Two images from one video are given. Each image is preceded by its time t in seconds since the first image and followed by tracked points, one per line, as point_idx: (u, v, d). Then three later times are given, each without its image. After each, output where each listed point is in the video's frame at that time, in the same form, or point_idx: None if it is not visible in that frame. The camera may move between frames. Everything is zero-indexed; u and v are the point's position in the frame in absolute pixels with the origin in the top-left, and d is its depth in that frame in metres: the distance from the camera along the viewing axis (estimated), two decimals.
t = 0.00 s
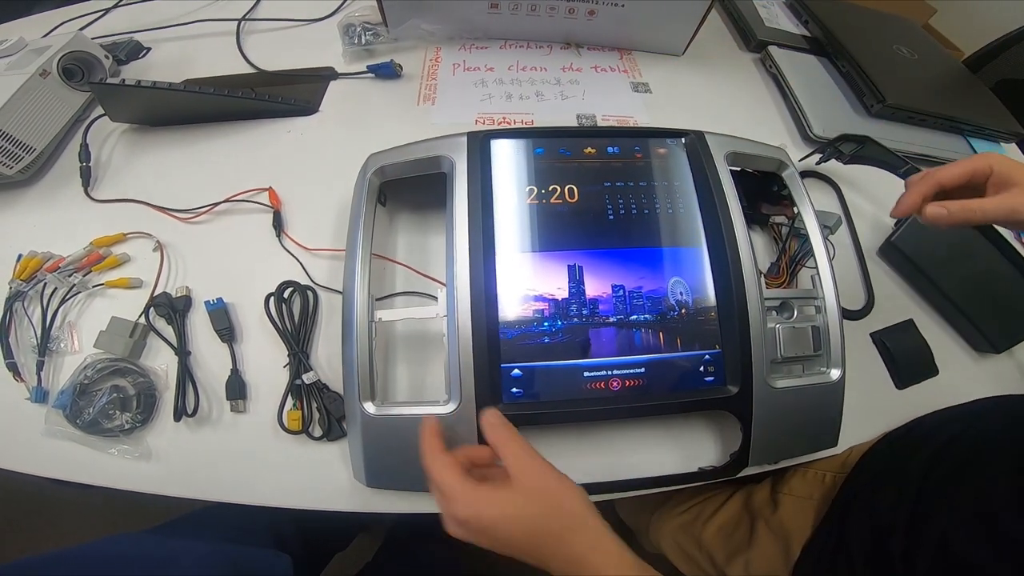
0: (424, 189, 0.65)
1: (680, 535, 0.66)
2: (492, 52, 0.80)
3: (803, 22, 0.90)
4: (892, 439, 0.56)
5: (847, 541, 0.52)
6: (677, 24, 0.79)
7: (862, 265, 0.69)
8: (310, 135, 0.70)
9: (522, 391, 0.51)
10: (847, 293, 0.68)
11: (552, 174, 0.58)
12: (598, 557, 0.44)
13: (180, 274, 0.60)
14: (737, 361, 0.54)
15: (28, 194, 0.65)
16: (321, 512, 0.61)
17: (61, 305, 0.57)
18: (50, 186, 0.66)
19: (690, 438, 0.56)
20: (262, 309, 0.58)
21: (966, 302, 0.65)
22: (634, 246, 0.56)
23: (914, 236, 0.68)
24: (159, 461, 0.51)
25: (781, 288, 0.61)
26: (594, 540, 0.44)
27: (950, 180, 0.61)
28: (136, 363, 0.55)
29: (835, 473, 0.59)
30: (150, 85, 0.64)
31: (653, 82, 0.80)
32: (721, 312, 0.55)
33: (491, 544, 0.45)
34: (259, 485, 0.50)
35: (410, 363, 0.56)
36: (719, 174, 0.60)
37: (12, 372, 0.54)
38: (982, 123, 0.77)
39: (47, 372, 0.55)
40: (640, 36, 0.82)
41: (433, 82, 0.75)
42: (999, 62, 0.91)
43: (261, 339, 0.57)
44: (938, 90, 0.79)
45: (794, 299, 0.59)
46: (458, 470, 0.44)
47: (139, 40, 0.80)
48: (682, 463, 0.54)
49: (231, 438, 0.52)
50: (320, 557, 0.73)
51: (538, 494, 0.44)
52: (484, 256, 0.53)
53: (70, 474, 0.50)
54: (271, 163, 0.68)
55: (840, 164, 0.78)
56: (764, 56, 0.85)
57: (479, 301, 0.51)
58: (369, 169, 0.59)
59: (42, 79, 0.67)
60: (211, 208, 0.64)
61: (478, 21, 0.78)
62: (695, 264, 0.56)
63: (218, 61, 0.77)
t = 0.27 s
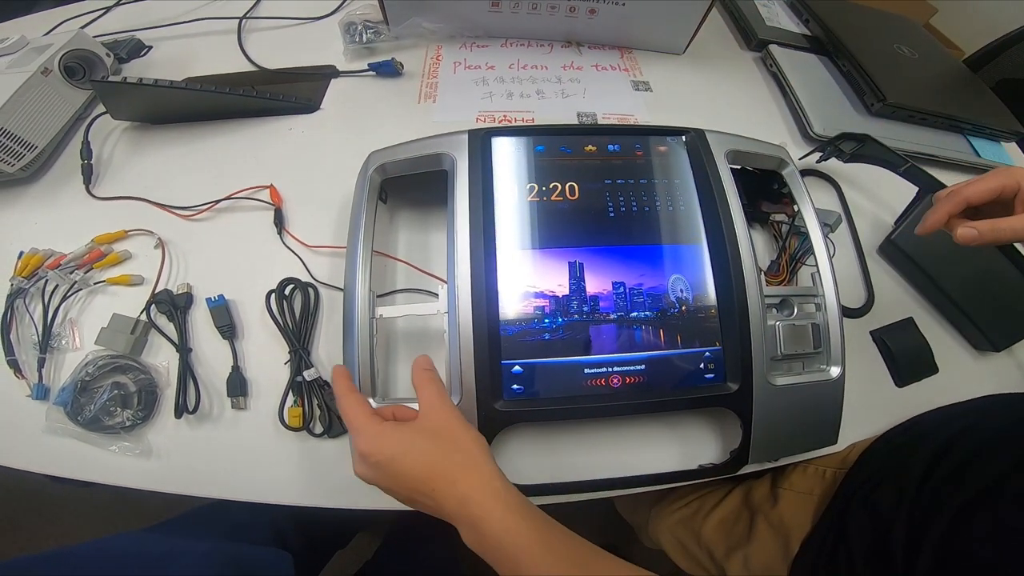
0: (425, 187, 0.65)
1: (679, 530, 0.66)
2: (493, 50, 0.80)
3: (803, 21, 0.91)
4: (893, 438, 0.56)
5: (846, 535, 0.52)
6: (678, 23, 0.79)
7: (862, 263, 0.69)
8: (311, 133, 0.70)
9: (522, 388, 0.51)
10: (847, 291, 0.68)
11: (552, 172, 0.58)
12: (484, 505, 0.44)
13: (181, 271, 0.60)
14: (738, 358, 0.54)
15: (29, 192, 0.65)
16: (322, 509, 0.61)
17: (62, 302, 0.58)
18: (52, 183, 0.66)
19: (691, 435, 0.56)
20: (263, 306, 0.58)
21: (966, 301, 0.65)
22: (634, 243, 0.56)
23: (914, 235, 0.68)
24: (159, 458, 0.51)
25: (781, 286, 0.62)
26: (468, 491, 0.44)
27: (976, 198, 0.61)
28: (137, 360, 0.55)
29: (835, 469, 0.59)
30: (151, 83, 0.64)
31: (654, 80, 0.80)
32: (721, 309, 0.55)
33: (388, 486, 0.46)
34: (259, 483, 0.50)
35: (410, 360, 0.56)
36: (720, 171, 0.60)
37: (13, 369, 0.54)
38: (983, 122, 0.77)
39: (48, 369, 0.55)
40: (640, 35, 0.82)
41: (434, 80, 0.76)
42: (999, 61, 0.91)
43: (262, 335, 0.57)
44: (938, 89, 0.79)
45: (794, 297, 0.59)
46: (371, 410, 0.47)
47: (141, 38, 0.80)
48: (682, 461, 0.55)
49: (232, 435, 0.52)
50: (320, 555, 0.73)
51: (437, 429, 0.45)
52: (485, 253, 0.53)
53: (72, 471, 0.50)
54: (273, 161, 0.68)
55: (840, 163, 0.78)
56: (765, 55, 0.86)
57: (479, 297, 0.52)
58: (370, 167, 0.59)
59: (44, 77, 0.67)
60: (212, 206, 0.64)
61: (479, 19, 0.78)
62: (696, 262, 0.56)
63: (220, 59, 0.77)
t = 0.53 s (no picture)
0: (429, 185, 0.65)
1: (679, 527, 0.66)
2: (496, 49, 0.80)
3: (807, 21, 0.91)
4: (897, 437, 0.56)
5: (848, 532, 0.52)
6: (681, 23, 0.79)
7: (866, 262, 0.69)
8: (314, 131, 0.70)
9: (527, 387, 0.51)
10: (850, 290, 0.68)
11: (557, 170, 0.58)
12: (503, 505, 0.44)
13: (185, 269, 0.60)
14: (743, 358, 0.54)
15: (32, 190, 0.65)
16: (325, 508, 0.61)
17: (65, 300, 0.57)
18: (55, 181, 0.66)
19: (695, 435, 0.56)
20: (267, 304, 0.58)
21: (969, 300, 0.65)
22: (639, 242, 0.56)
23: (918, 234, 0.68)
24: (162, 457, 0.51)
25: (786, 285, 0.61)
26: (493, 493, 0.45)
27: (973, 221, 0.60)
28: (141, 358, 0.55)
29: (836, 467, 0.59)
30: (154, 81, 0.64)
31: (657, 79, 0.80)
32: (726, 308, 0.55)
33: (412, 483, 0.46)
34: (263, 482, 0.50)
35: (414, 358, 0.56)
36: (724, 170, 0.60)
37: (16, 368, 0.54)
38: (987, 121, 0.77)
39: (51, 367, 0.55)
40: (644, 34, 0.82)
41: (438, 78, 0.75)
42: (1002, 62, 0.91)
43: (266, 333, 0.57)
44: (941, 89, 0.79)
45: (799, 296, 0.59)
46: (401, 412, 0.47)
47: (144, 36, 0.80)
48: (686, 460, 0.54)
49: (236, 434, 0.52)
50: (322, 554, 0.73)
51: (466, 433, 0.46)
52: (490, 252, 0.53)
53: (75, 470, 0.50)
54: (276, 159, 0.68)
55: (843, 162, 0.78)
56: (768, 54, 0.86)
57: (485, 296, 0.51)
58: (374, 165, 0.59)
59: (47, 75, 0.67)
60: (216, 204, 0.64)
61: (483, 18, 0.78)
62: (701, 260, 0.56)
63: (223, 57, 0.77)
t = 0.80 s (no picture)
0: (430, 183, 0.65)
1: (680, 526, 0.65)
2: (497, 48, 0.80)
3: (807, 20, 0.91)
4: (898, 435, 0.55)
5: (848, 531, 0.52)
6: (682, 21, 0.79)
7: (867, 260, 0.68)
8: (315, 130, 0.70)
9: (528, 384, 0.51)
10: (851, 288, 0.68)
11: (558, 168, 0.58)
12: (496, 500, 0.44)
13: (186, 267, 0.60)
14: (743, 355, 0.54)
15: (34, 188, 0.65)
16: (325, 506, 0.61)
17: (67, 298, 0.57)
18: (57, 180, 0.66)
19: (696, 433, 0.56)
20: (268, 302, 0.58)
21: (971, 298, 0.65)
22: (640, 240, 0.56)
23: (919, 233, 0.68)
24: (163, 454, 0.51)
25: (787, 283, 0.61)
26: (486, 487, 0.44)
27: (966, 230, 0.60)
28: (142, 356, 0.55)
29: (837, 466, 0.59)
30: (155, 80, 0.64)
31: (657, 78, 0.80)
32: (727, 306, 0.55)
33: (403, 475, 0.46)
34: (263, 479, 0.50)
35: (415, 356, 0.56)
36: (725, 168, 0.60)
37: (17, 365, 0.54)
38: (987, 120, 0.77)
39: (52, 365, 0.55)
40: (645, 33, 0.82)
41: (439, 77, 0.76)
42: (1004, 61, 0.91)
43: (267, 331, 0.57)
44: (942, 87, 0.79)
45: (800, 293, 0.59)
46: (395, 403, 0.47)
47: (146, 35, 0.80)
48: (687, 458, 0.54)
49: (237, 432, 0.52)
50: (323, 553, 0.73)
51: (460, 426, 0.46)
52: (491, 249, 0.53)
53: (76, 468, 0.50)
54: (277, 158, 0.68)
55: (844, 160, 0.78)
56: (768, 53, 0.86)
57: (486, 293, 0.51)
58: (375, 163, 0.59)
59: (49, 74, 0.67)
60: (217, 202, 0.64)
61: (484, 17, 0.78)
62: (702, 258, 0.56)
63: (224, 56, 0.78)
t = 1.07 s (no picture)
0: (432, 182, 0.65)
1: (685, 521, 0.65)
2: (498, 48, 0.80)
3: (806, 20, 0.91)
4: (899, 433, 0.55)
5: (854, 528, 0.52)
6: (682, 21, 0.80)
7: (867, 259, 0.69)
8: (317, 130, 0.70)
9: (530, 381, 0.51)
10: (851, 287, 0.68)
11: (559, 167, 0.59)
12: (500, 502, 0.44)
13: (189, 266, 0.60)
14: (744, 353, 0.54)
15: (35, 188, 0.65)
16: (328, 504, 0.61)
17: (70, 297, 0.58)
18: (59, 179, 0.66)
19: (698, 430, 0.56)
20: (270, 301, 0.59)
21: (970, 296, 0.65)
22: (641, 238, 0.56)
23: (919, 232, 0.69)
24: (166, 453, 0.51)
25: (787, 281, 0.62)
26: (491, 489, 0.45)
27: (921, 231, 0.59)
28: (145, 354, 0.55)
29: (843, 463, 0.59)
30: (157, 80, 0.64)
31: (658, 78, 0.81)
32: (728, 304, 0.55)
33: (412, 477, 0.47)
34: (266, 477, 0.50)
35: (417, 354, 0.57)
36: (725, 167, 0.61)
37: (20, 364, 0.54)
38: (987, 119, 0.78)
39: (55, 364, 0.55)
40: (645, 33, 0.82)
41: (440, 77, 0.76)
42: (1003, 60, 0.91)
43: (270, 330, 0.57)
44: (941, 87, 0.79)
45: (800, 291, 0.59)
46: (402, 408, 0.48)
47: (147, 36, 0.80)
48: (688, 455, 0.55)
49: (239, 430, 0.52)
50: (325, 551, 0.73)
51: (466, 431, 0.46)
52: (492, 247, 0.53)
53: (79, 466, 0.50)
54: (279, 157, 0.68)
55: (843, 159, 0.78)
56: (768, 53, 0.86)
57: (487, 291, 0.52)
58: (377, 162, 0.59)
59: (51, 73, 0.67)
60: (219, 201, 0.65)
61: (485, 17, 0.78)
62: (702, 256, 0.56)
63: (226, 56, 0.78)
